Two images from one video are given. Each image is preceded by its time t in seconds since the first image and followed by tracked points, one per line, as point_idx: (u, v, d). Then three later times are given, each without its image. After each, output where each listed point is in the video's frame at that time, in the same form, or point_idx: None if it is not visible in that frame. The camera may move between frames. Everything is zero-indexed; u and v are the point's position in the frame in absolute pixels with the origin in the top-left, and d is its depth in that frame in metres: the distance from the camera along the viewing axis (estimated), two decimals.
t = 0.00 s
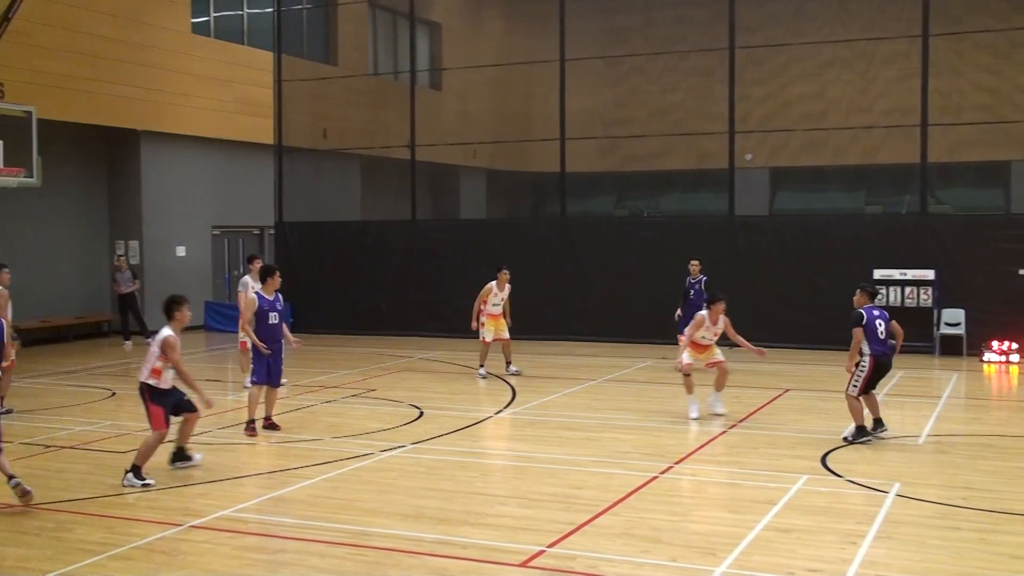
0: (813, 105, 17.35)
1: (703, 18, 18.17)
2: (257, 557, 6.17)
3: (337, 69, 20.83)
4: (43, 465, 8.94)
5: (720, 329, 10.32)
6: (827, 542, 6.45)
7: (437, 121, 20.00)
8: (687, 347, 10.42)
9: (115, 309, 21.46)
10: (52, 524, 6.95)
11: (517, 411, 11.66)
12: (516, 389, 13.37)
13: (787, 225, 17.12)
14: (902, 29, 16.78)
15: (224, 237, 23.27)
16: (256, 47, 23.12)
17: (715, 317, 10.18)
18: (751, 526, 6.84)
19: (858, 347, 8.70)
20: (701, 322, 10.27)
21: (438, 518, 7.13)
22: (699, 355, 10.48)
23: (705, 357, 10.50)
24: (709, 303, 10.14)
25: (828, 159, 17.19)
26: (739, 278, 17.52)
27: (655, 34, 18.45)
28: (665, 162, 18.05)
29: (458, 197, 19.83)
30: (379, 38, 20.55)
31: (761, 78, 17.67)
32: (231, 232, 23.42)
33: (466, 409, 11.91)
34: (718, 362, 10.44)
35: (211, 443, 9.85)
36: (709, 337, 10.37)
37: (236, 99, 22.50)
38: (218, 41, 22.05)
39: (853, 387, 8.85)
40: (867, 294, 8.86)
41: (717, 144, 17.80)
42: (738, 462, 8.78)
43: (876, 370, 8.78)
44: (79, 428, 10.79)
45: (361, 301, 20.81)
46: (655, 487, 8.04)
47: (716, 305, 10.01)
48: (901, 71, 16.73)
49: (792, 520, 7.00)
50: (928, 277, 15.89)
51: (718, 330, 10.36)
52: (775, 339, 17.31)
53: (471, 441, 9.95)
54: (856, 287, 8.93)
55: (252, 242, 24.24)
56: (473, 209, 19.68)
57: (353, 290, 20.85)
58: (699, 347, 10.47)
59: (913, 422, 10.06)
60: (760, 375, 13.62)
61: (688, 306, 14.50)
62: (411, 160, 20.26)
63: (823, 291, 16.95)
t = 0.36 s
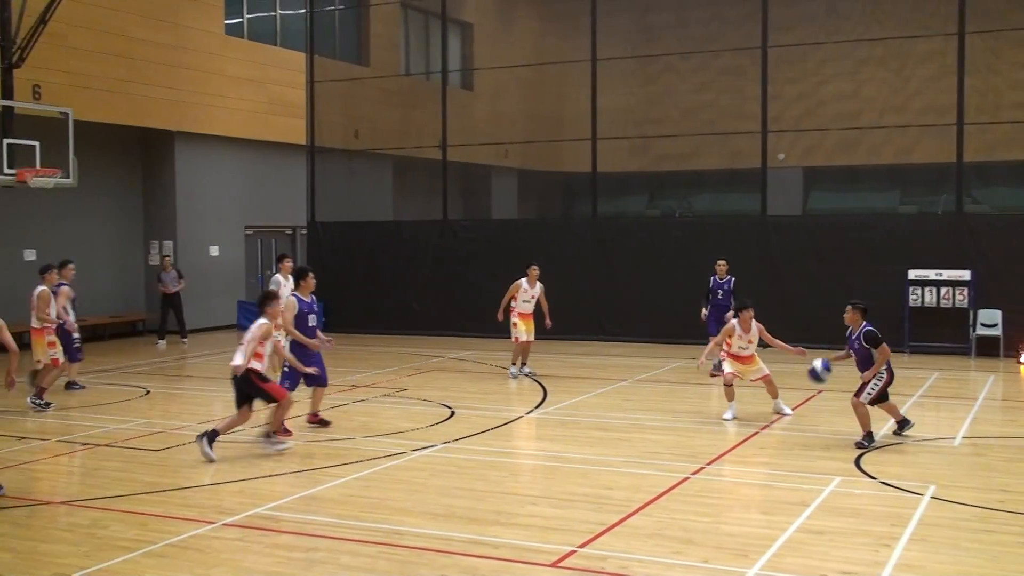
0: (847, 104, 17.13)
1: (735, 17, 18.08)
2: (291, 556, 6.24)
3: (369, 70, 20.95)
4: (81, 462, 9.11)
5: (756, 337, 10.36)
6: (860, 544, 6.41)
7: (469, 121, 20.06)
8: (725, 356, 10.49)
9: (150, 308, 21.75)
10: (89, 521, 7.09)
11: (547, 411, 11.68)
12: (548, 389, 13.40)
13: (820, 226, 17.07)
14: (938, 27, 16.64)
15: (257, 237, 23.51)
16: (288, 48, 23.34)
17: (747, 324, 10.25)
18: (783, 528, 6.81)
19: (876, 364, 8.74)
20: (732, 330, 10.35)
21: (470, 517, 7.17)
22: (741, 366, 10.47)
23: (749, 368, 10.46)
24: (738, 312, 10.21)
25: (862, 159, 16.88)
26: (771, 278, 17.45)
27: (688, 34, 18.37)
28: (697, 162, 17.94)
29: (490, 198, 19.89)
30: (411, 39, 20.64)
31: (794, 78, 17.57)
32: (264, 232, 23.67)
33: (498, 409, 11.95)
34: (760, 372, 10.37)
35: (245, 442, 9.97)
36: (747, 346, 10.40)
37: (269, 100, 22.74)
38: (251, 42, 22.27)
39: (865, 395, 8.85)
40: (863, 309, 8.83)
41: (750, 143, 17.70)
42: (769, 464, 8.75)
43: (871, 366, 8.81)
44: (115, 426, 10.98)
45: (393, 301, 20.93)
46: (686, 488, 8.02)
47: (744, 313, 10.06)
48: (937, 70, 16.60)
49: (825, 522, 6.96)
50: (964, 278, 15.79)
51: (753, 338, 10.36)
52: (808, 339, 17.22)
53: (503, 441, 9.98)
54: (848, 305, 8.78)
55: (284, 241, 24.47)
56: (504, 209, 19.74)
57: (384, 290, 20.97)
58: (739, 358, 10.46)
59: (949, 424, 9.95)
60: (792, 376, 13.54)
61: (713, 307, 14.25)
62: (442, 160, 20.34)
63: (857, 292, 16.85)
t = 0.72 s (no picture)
0: (872, 104, 17.00)
1: (759, 16, 18.01)
2: (313, 554, 6.29)
3: (391, 69, 21.02)
4: (105, 460, 9.21)
5: (730, 334, 10.29)
6: (884, 546, 6.38)
7: (491, 121, 20.10)
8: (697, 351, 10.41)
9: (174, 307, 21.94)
10: (113, 519, 7.17)
11: (569, 411, 11.70)
12: (569, 389, 13.42)
13: (843, 226, 16.98)
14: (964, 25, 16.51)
15: (280, 238, 23.67)
16: (311, 49, 23.48)
17: (719, 319, 10.20)
18: (806, 530, 6.78)
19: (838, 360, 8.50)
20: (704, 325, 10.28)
21: (490, 517, 7.20)
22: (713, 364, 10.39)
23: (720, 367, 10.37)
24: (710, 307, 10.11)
25: (886, 160, 16.76)
26: (794, 278, 17.39)
27: (711, 33, 18.31)
28: (720, 162, 17.84)
29: (512, 198, 19.92)
30: (434, 39, 20.69)
31: (817, 78, 17.48)
32: (287, 232, 23.83)
33: (519, 408, 11.97)
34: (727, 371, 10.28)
35: (268, 441, 10.05)
36: (722, 343, 10.31)
37: (292, 101, 22.89)
38: (274, 43, 22.42)
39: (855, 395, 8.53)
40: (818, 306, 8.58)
41: (773, 143, 17.63)
42: (791, 464, 8.72)
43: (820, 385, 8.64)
44: (138, 425, 11.09)
45: (414, 301, 20.99)
46: (708, 488, 8.01)
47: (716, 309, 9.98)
48: (963, 69, 16.48)
49: (848, 523, 6.94)
50: (989, 278, 15.78)
51: (726, 335, 10.28)
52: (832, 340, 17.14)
53: (524, 441, 10.00)
54: (803, 302, 8.54)
55: (307, 241, 24.63)
56: (526, 209, 19.77)
57: (406, 289, 21.06)
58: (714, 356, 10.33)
59: (973, 426, 9.88)
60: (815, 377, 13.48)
61: (734, 307, 14.16)
62: (464, 160, 20.39)
63: (881, 293, 16.77)
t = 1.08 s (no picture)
0: (895, 104, 16.87)
1: (781, 15, 17.93)
2: (335, 553, 6.33)
3: (412, 69, 21.08)
4: (128, 459, 9.31)
5: (690, 320, 10.06)
6: (907, 548, 6.35)
7: (512, 122, 20.12)
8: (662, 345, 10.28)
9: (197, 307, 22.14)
10: (137, 517, 7.25)
11: (590, 411, 11.72)
12: (590, 389, 13.42)
13: (865, 226, 16.88)
14: (989, 24, 16.37)
15: (301, 237, 23.82)
16: (332, 49, 23.65)
17: (680, 304, 10.07)
18: (829, 531, 6.76)
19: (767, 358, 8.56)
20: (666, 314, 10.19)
21: (512, 517, 7.21)
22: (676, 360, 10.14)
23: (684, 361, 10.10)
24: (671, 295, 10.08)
25: (910, 159, 16.65)
26: (815, 278, 17.31)
27: (732, 33, 18.25)
28: (743, 162, 17.81)
29: (533, 198, 19.94)
30: (454, 39, 20.74)
31: (840, 77, 17.37)
32: (308, 232, 23.97)
33: (540, 408, 11.98)
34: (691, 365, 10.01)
35: (290, 441, 10.13)
36: (683, 330, 10.09)
37: (313, 101, 23.03)
38: (295, 44, 22.57)
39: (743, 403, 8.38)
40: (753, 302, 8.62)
41: (794, 143, 17.56)
42: (813, 465, 8.69)
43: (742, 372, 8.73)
44: (162, 423, 11.20)
45: (435, 301, 21.05)
46: (730, 489, 8.00)
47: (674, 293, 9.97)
48: (987, 68, 16.35)
49: (871, 525, 6.91)
50: (1015, 279, 15.59)
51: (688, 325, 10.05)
52: (854, 340, 17.06)
53: (546, 441, 10.02)
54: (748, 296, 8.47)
55: (328, 241, 24.76)
56: (547, 209, 19.79)
57: (426, 290, 21.11)
58: (679, 348, 10.13)
59: (998, 427, 9.80)
60: (837, 378, 13.42)
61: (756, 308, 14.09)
62: (485, 160, 20.44)
63: (904, 293, 16.67)
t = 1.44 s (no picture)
0: (938, 103, 16.75)
1: (823, 13, 17.80)
2: (374, 552, 6.40)
3: (451, 70, 21.19)
4: (172, 456, 9.48)
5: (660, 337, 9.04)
6: (951, 552, 6.29)
7: (551, 121, 20.14)
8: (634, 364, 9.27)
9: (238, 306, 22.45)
10: (180, 514, 7.38)
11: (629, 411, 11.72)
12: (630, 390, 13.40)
13: (908, 225, 16.65)
14: None
15: (341, 238, 24.05)
16: (372, 51, 23.87)
17: (649, 320, 9.04)
18: (871, 534, 6.70)
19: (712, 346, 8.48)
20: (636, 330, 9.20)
21: (551, 517, 7.24)
22: (648, 378, 9.17)
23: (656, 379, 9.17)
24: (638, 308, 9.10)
25: (955, 158, 16.53)
26: (857, 278, 17.12)
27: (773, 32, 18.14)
28: (784, 162, 17.75)
29: (572, 198, 19.94)
30: (494, 39, 20.83)
31: (884, 74, 17.17)
32: (348, 232, 24.19)
33: (579, 409, 12.00)
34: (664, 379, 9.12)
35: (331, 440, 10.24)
36: (653, 347, 9.10)
37: (353, 101, 23.25)
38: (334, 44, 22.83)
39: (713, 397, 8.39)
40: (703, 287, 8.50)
41: (836, 142, 17.42)
42: (855, 468, 8.61)
43: (686, 367, 8.62)
44: (204, 421, 11.38)
45: (473, 301, 21.12)
46: (770, 491, 7.96)
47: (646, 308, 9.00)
48: None
49: (915, 528, 6.84)
50: None
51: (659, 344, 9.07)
52: (898, 342, 16.86)
53: (585, 442, 10.03)
54: (692, 280, 8.41)
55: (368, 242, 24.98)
56: (586, 210, 19.78)
57: (466, 290, 21.20)
58: (651, 365, 9.14)
59: None
60: (879, 380, 13.27)
61: (788, 309, 13.86)
62: (524, 160, 20.49)
63: (949, 294, 16.44)
